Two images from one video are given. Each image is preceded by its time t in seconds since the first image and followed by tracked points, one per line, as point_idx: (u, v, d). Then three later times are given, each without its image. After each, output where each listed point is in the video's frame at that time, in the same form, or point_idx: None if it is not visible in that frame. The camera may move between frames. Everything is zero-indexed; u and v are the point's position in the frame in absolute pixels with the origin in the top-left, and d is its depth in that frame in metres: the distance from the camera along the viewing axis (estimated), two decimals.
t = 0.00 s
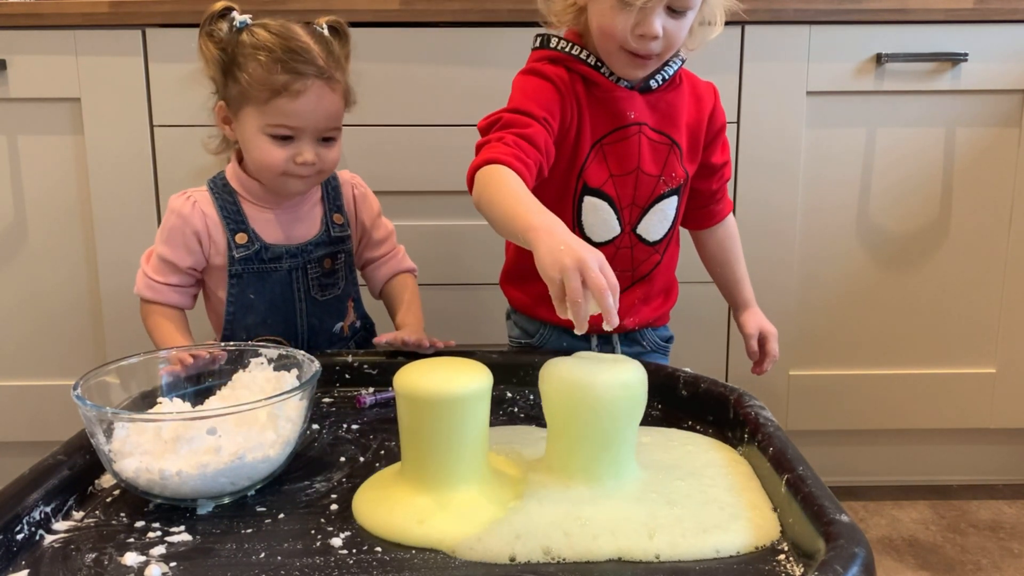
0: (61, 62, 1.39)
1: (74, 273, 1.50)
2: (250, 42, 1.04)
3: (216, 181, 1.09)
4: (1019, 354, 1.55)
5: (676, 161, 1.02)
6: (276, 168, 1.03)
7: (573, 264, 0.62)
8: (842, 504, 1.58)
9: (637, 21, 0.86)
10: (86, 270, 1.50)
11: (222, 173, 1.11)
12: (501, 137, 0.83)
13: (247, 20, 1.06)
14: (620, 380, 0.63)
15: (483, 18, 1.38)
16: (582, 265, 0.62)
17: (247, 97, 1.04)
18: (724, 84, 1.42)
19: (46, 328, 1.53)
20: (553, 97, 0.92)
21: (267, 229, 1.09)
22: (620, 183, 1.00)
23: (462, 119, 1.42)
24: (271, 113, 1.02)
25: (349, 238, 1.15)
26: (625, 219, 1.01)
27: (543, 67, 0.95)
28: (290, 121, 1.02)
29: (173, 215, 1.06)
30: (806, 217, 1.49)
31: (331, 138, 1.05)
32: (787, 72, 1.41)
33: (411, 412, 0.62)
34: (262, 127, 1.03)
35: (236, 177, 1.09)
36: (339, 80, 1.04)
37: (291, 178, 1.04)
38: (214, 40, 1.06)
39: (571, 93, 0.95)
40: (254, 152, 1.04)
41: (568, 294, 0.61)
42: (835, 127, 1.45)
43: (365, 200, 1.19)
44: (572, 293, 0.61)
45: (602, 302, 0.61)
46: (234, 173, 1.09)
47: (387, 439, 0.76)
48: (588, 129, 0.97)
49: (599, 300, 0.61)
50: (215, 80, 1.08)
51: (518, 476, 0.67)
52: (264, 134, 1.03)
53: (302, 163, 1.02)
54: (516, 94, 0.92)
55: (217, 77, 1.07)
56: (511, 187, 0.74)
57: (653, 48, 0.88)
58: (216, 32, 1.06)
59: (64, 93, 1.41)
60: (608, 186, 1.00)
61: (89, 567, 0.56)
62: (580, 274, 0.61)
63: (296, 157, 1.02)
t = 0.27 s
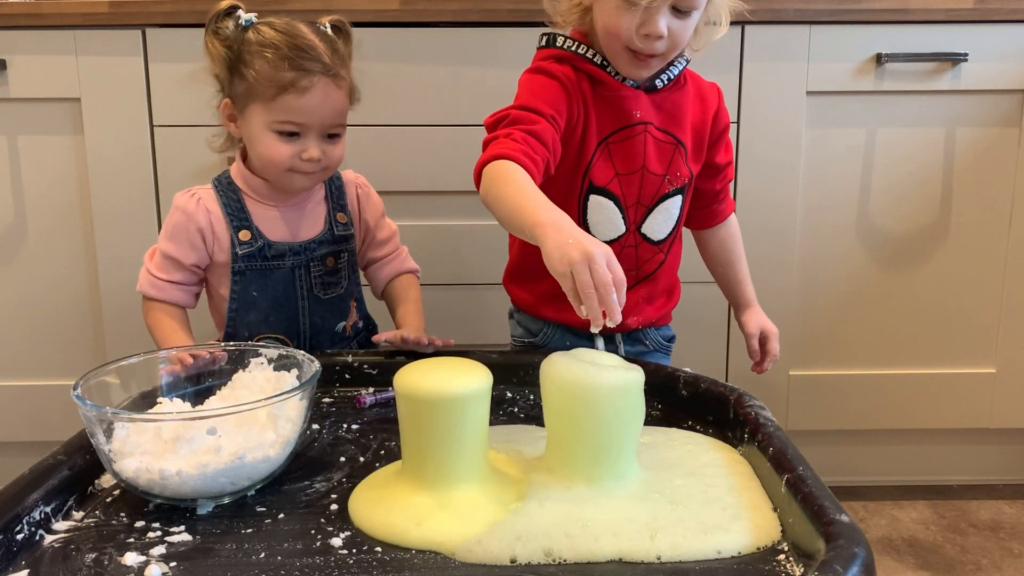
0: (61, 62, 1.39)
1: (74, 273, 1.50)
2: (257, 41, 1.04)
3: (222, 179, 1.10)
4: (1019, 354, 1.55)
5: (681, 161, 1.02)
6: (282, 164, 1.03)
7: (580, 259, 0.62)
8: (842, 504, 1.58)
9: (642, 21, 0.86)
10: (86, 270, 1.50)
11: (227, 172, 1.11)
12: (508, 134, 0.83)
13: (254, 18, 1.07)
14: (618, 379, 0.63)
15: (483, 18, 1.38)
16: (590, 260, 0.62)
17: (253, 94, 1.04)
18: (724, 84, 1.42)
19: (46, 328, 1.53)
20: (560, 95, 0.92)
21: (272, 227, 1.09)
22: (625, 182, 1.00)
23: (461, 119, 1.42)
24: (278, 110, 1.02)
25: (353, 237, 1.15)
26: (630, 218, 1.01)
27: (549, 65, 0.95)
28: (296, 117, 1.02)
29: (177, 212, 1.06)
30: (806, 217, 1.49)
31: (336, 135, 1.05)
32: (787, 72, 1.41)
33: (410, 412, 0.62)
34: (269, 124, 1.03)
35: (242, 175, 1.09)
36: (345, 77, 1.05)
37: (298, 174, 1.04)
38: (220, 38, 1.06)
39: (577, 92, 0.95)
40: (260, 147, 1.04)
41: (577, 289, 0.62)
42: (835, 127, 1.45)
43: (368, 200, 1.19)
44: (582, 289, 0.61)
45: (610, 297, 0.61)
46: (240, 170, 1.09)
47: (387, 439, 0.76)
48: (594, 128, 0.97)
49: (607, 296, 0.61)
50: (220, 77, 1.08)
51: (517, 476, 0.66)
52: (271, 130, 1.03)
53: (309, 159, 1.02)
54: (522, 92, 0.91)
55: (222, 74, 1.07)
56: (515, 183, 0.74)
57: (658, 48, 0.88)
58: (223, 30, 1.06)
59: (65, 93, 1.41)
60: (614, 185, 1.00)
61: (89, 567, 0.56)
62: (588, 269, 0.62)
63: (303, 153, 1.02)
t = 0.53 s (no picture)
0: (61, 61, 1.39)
1: (74, 272, 1.50)
2: (261, 38, 1.04)
3: (227, 178, 1.10)
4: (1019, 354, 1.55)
5: (683, 161, 1.02)
6: (286, 161, 1.03)
7: (580, 264, 0.62)
8: (842, 504, 1.58)
9: (643, 20, 0.86)
10: (86, 270, 1.50)
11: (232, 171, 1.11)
12: (510, 133, 0.83)
13: (258, 16, 1.07)
14: (617, 379, 0.63)
15: (484, 18, 1.38)
16: (590, 265, 0.62)
17: (258, 90, 1.04)
18: (724, 84, 1.42)
19: (46, 328, 1.53)
20: (562, 95, 0.92)
21: (276, 224, 1.09)
22: (627, 182, 1.00)
23: (461, 120, 1.42)
24: (282, 106, 1.02)
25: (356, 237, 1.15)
26: (632, 218, 1.01)
27: (551, 65, 0.95)
28: (300, 113, 1.02)
29: (182, 210, 1.06)
30: (806, 217, 1.49)
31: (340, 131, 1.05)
32: (787, 72, 1.41)
33: (410, 413, 0.62)
34: (273, 120, 1.03)
35: (247, 173, 1.09)
36: (348, 74, 1.05)
37: (301, 170, 1.04)
38: (224, 36, 1.06)
39: (579, 92, 0.95)
40: (264, 144, 1.04)
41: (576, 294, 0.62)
42: (835, 127, 1.45)
43: (372, 200, 1.19)
44: (581, 294, 0.61)
45: (609, 302, 0.61)
46: (245, 168, 1.10)
47: (387, 439, 0.76)
48: (596, 128, 0.97)
49: (606, 301, 0.61)
50: (224, 74, 1.08)
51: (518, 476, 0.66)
52: (274, 126, 1.03)
53: (313, 154, 1.03)
54: (525, 92, 0.91)
55: (226, 71, 1.07)
56: (517, 185, 0.74)
57: (660, 48, 0.88)
58: (227, 28, 1.06)
59: (65, 93, 1.41)
60: (616, 185, 1.00)
61: (89, 567, 0.56)
62: (588, 274, 0.62)
63: (306, 149, 1.03)
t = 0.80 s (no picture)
0: (61, 61, 1.39)
1: (74, 272, 1.50)
2: (261, 34, 1.04)
3: (231, 176, 1.10)
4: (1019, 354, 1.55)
5: (683, 161, 1.02)
6: (287, 156, 1.04)
7: (582, 259, 0.62)
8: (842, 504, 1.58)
9: (641, 20, 0.85)
10: (86, 270, 1.50)
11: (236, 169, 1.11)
12: (510, 132, 0.83)
13: (258, 15, 1.07)
14: (616, 378, 0.63)
15: (483, 18, 1.38)
16: (592, 260, 0.62)
17: (259, 85, 1.04)
18: (724, 84, 1.42)
19: (46, 328, 1.53)
20: (563, 94, 0.92)
21: (279, 221, 1.09)
22: (627, 182, 1.00)
23: (461, 120, 1.42)
24: (284, 101, 1.02)
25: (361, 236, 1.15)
26: (632, 218, 1.01)
27: (551, 65, 0.95)
28: (302, 107, 1.02)
29: (188, 207, 1.06)
30: (806, 217, 1.49)
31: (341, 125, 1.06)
32: (787, 72, 1.41)
33: (410, 412, 0.62)
34: (274, 115, 1.03)
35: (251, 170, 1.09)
36: (348, 69, 1.05)
37: (303, 165, 1.04)
38: (224, 33, 1.06)
39: (580, 91, 0.95)
40: (266, 139, 1.04)
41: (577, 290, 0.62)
42: (835, 127, 1.45)
43: (377, 199, 1.19)
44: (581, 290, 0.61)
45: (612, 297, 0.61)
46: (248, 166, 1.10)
47: (387, 439, 0.76)
48: (596, 128, 0.97)
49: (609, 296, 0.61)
50: (225, 70, 1.08)
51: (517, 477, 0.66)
52: (276, 121, 1.03)
53: (314, 148, 1.03)
54: (525, 92, 0.92)
55: (228, 68, 1.07)
56: (517, 183, 0.75)
57: (659, 47, 0.88)
58: (229, 26, 1.06)
59: (65, 93, 1.41)
60: (616, 185, 1.00)
61: (89, 567, 0.56)
62: (589, 270, 0.62)
63: (308, 144, 1.03)
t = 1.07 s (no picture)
0: (61, 61, 1.39)
1: (74, 272, 1.50)
2: (261, 33, 1.04)
3: (234, 175, 1.10)
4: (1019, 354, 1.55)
5: (685, 162, 1.02)
6: (287, 154, 1.04)
7: (579, 256, 0.62)
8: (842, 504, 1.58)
9: (638, 21, 0.85)
10: (86, 270, 1.50)
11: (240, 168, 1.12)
12: (510, 130, 0.83)
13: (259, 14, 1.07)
14: (615, 376, 0.64)
15: (484, 18, 1.38)
16: (589, 257, 0.62)
17: (259, 83, 1.04)
18: (724, 84, 1.42)
19: (46, 327, 1.53)
20: (564, 94, 0.92)
21: (281, 220, 1.09)
22: (628, 183, 1.00)
23: (461, 120, 1.42)
24: (283, 98, 1.02)
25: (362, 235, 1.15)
26: (633, 219, 1.01)
27: (553, 65, 0.95)
28: (301, 105, 1.02)
29: (192, 205, 1.07)
30: (806, 217, 1.49)
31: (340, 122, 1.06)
32: (787, 72, 1.41)
33: (409, 411, 0.62)
34: (274, 113, 1.03)
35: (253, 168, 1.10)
36: (348, 67, 1.05)
37: (302, 162, 1.04)
38: (225, 33, 1.07)
39: (581, 92, 0.95)
40: (266, 137, 1.04)
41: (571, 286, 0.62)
42: (835, 127, 1.45)
43: (379, 199, 1.19)
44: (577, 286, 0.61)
45: (609, 293, 0.61)
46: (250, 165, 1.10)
47: (387, 439, 0.76)
48: (597, 128, 0.98)
49: (606, 292, 0.61)
50: (226, 69, 1.08)
51: (518, 477, 0.66)
52: (276, 119, 1.03)
53: (314, 146, 1.03)
54: (526, 92, 0.92)
55: (229, 67, 1.07)
56: (516, 180, 0.75)
57: (657, 48, 0.88)
58: (230, 26, 1.07)
59: (65, 93, 1.41)
60: (617, 185, 1.00)
61: (89, 567, 0.56)
62: (586, 267, 0.62)
63: (307, 141, 1.03)
